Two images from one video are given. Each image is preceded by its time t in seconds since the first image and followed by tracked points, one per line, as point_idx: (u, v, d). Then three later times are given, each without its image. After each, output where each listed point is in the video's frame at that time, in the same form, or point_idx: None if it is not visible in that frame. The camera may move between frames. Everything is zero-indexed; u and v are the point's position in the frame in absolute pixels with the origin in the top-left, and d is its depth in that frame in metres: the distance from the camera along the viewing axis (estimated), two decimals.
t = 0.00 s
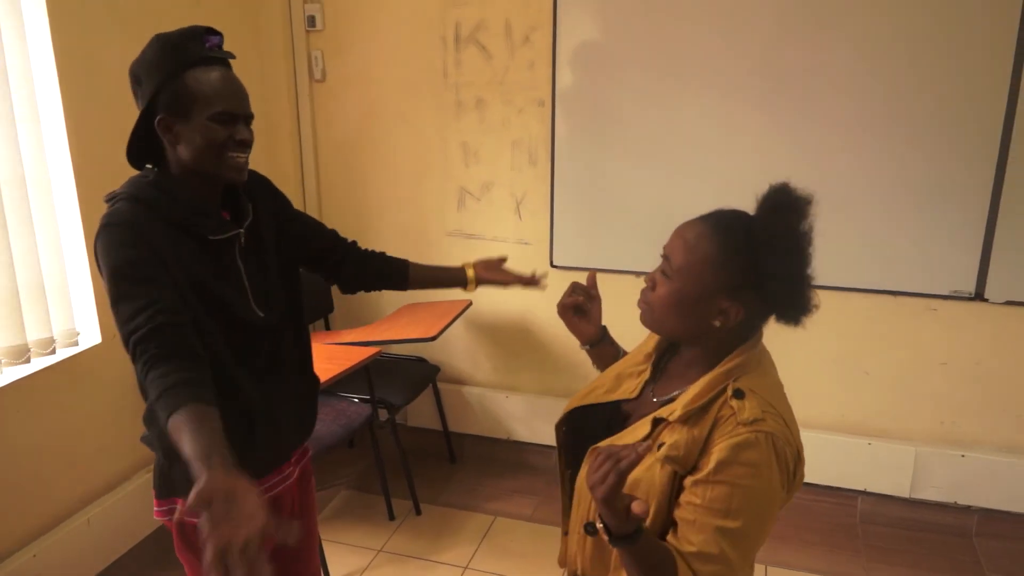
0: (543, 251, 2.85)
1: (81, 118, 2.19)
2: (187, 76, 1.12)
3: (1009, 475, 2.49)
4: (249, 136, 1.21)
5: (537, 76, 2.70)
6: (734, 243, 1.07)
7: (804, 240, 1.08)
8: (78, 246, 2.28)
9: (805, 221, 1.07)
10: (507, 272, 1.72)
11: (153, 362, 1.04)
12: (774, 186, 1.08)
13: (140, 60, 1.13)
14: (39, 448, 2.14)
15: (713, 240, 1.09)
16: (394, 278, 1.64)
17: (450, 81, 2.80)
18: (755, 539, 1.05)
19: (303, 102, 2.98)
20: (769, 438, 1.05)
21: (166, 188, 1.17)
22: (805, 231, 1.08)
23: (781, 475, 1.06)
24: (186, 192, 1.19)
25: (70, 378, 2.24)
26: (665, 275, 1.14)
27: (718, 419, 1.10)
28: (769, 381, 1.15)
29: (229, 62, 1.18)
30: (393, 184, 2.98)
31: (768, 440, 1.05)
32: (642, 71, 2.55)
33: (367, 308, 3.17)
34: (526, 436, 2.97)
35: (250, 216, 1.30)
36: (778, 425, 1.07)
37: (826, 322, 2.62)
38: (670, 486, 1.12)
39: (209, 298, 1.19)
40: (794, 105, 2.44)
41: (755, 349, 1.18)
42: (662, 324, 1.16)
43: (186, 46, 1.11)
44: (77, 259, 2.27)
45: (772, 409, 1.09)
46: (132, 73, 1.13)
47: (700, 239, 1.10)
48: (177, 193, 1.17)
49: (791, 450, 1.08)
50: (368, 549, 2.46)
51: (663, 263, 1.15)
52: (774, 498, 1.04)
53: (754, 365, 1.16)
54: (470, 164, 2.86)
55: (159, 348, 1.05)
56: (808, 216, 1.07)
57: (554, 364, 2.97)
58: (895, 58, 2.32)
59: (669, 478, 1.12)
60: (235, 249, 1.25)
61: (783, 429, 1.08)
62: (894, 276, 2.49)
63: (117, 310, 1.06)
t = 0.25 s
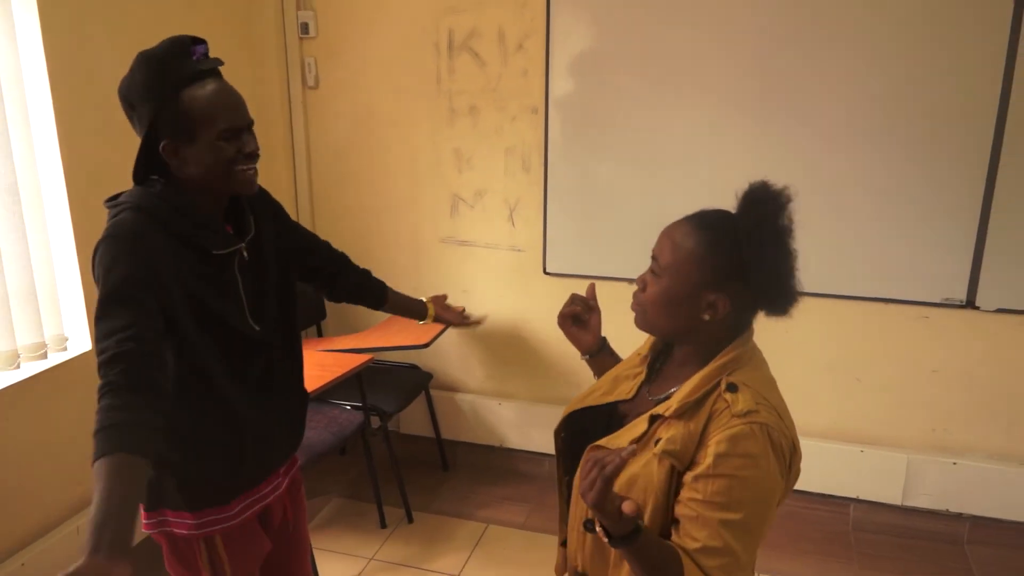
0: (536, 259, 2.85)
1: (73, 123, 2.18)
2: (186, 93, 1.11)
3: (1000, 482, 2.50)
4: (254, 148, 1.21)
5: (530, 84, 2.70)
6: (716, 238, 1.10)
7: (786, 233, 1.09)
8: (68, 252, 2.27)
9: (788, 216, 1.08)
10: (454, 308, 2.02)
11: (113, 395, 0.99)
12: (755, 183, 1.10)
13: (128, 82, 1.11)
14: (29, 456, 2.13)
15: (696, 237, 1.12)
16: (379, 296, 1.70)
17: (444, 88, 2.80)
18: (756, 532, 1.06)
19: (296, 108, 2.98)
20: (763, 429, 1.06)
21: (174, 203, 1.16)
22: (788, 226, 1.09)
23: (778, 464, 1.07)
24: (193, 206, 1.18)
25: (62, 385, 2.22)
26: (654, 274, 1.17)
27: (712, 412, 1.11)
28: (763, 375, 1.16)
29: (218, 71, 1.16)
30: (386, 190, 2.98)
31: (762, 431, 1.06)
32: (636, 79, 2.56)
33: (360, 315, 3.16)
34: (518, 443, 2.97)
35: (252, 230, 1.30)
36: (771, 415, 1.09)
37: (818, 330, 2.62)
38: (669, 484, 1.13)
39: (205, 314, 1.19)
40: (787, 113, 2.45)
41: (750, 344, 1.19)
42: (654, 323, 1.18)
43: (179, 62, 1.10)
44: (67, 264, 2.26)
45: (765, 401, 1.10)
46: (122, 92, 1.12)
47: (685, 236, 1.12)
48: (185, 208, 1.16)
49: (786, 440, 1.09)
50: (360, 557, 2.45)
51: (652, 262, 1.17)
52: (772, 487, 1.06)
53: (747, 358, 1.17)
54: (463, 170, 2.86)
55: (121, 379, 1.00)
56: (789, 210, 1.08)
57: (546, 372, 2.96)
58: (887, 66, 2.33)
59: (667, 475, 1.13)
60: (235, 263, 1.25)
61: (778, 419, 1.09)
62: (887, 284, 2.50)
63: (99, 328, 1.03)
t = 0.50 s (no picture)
0: (527, 264, 2.85)
1: (60, 129, 2.16)
2: (188, 109, 1.10)
3: (989, 485, 2.52)
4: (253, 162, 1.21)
5: (520, 90, 2.70)
6: (695, 234, 1.15)
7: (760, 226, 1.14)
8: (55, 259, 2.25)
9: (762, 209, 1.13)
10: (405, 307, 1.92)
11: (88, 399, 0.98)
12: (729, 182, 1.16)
13: (131, 92, 1.10)
14: (16, 465, 2.10)
15: (675, 234, 1.17)
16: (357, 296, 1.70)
17: (434, 94, 2.80)
18: (745, 520, 1.08)
19: (285, 114, 2.97)
20: (745, 417, 1.09)
21: (172, 212, 1.15)
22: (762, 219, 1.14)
23: (763, 453, 1.09)
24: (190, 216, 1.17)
25: (48, 393, 2.20)
26: (638, 272, 1.21)
27: (697, 404, 1.14)
28: (747, 368, 1.20)
29: (224, 84, 1.15)
30: (376, 196, 2.97)
31: (744, 419, 1.09)
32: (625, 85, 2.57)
33: (350, 321, 3.15)
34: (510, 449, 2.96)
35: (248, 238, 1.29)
36: (754, 405, 1.11)
37: (808, 334, 2.64)
38: (657, 475, 1.16)
39: (200, 323, 1.18)
40: (775, 119, 2.46)
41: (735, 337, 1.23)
42: (640, 319, 1.23)
43: (180, 78, 1.08)
44: (53, 270, 2.24)
45: (749, 392, 1.13)
46: (123, 103, 1.11)
47: (666, 234, 1.17)
48: (182, 216, 1.16)
49: (771, 429, 1.12)
50: (351, 565, 2.44)
51: (636, 261, 1.22)
52: (759, 476, 1.08)
53: (733, 351, 1.21)
54: (453, 176, 2.85)
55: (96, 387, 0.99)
56: (767, 207, 1.13)
57: (538, 377, 2.96)
58: (874, 73, 2.35)
59: (656, 468, 1.16)
60: (229, 271, 1.25)
61: (761, 410, 1.12)
62: (876, 288, 2.51)
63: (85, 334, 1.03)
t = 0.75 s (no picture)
0: (519, 268, 2.85)
1: (48, 139, 2.16)
2: (173, 110, 1.10)
3: (980, 484, 2.53)
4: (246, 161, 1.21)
5: (510, 94, 2.71)
6: (681, 233, 1.17)
7: (745, 224, 1.16)
8: (44, 269, 2.24)
9: (746, 207, 1.16)
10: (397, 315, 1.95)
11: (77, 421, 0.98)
12: (712, 182, 1.18)
13: (119, 98, 1.11)
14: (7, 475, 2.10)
15: (663, 234, 1.18)
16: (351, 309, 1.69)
17: (424, 99, 2.80)
18: (737, 516, 1.08)
19: (276, 120, 2.97)
20: (735, 412, 1.09)
21: (167, 217, 1.15)
22: (746, 216, 1.17)
23: (753, 447, 1.09)
24: (185, 222, 1.17)
25: (39, 402, 2.19)
26: (627, 273, 1.22)
27: (687, 401, 1.15)
28: (737, 364, 1.20)
29: (210, 85, 1.15)
30: (367, 201, 2.97)
31: (733, 414, 1.09)
32: (615, 89, 2.57)
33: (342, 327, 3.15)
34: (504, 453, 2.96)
35: (245, 245, 1.29)
36: (743, 400, 1.12)
37: (800, 336, 2.64)
38: (651, 473, 1.16)
39: (194, 329, 1.18)
40: (764, 121, 2.47)
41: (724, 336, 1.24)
42: (630, 321, 1.23)
43: (167, 80, 1.08)
44: (43, 280, 2.23)
45: (738, 387, 1.14)
46: (112, 108, 1.12)
47: (653, 235, 1.18)
48: (177, 220, 1.15)
49: (761, 424, 1.12)
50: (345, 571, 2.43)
51: (624, 264, 1.23)
52: (751, 470, 1.08)
53: (723, 348, 1.21)
54: (444, 181, 2.85)
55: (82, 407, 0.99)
56: (748, 203, 1.16)
57: (531, 381, 2.96)
58: (862, 75, 2.36)
59: (650, 466, 1.17)
60: (228, 280, 1.25)
61: (751, 405, 1.12)
62: (867, 289, 2.52)
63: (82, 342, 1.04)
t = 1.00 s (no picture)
0: (514, 268, 2.85)
1: (42, 139, 2.15)
2: (172, 107, 1.10)
3: (975, 485, 2.53)
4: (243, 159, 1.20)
5: (505, 94, 2.70)
6: (675, 231, 1.17)
7: (738, 220, 1.16)
8: (38, 270, 2.23)
9: (739, 204, 1.16)
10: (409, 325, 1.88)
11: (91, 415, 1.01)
12: (705, 179, 1.18)
13: (119, 93, 1.11)
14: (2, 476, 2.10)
15: (656, 231, 1.18)
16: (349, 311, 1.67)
17: (419, 99, 2.80)
18: (731, 510, 1.08)
19: (270, 119, 2.96)
20: (728, 407, 1.09)
21: (161, 213, 1.15)
22: (739, 213, 1.16)
23: (747, 441, 1.09)
24: (179, 217, 1.16)
25: (33, 403, 2.19)
26: (622, 272, 1.22)
27: (681, 397, 1.15)
28: (731, 360, 1.20)
29: (210, 84, 1.15)
30: (362, 200, 2.97)
31: (726, 409, 1.09)
32: (610, 89, 2.57)
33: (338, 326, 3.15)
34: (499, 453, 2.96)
35: (241, 243, 1.29)
36: (736, 395, 1.12)
37: (795, 336, 2.64)
38: (645, 470, 1.17)
39: (187, 326, 1.17)
40: (759, 122, 2.47)
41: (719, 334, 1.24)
42: (625, 319, 1.23)
43: (166, 75, 1.08)
44: (37, 280, 2.23)
45: (731, 383, 1.14)
46: (112, 101, 1.12)
47: (646, 233, 1.19)
48: (172, 217, 1.15)
49: (754, 419, 1.12)
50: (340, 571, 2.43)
51: (619, 262, 1.23)
52: (745, 466, 1.08)
53: (717, 345, 1.21)
54: (439, 180, 2.85)
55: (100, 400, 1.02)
56: (740, 199, 1.16)
57: (526, 381, 2.96)
58: (857, 75, 2.36)
59: (645, 462, 1.17)
60: (222, 278, 1.24)
61: (744, 400, 1.12)
62: (862, 288, 2.52)
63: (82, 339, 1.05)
